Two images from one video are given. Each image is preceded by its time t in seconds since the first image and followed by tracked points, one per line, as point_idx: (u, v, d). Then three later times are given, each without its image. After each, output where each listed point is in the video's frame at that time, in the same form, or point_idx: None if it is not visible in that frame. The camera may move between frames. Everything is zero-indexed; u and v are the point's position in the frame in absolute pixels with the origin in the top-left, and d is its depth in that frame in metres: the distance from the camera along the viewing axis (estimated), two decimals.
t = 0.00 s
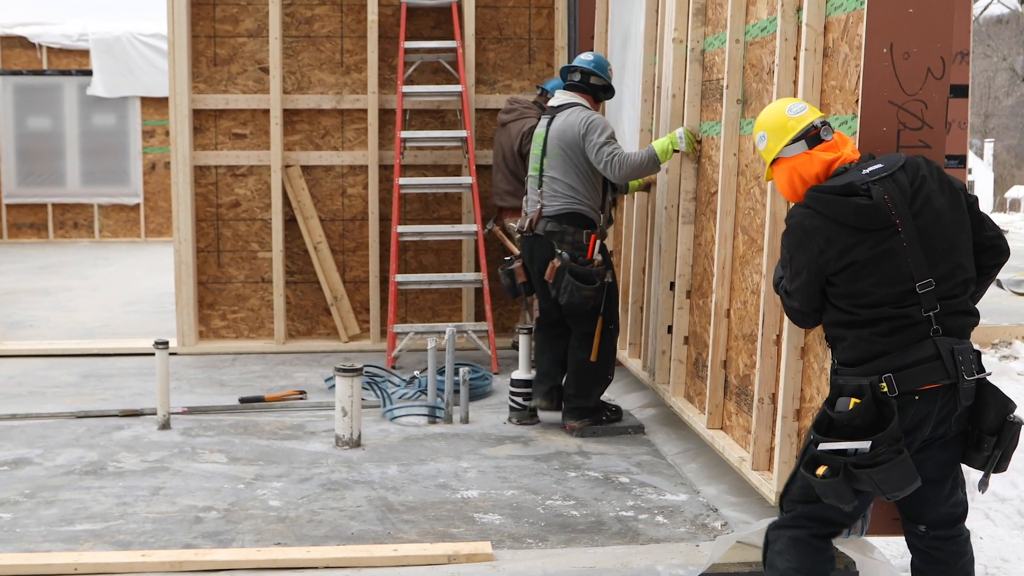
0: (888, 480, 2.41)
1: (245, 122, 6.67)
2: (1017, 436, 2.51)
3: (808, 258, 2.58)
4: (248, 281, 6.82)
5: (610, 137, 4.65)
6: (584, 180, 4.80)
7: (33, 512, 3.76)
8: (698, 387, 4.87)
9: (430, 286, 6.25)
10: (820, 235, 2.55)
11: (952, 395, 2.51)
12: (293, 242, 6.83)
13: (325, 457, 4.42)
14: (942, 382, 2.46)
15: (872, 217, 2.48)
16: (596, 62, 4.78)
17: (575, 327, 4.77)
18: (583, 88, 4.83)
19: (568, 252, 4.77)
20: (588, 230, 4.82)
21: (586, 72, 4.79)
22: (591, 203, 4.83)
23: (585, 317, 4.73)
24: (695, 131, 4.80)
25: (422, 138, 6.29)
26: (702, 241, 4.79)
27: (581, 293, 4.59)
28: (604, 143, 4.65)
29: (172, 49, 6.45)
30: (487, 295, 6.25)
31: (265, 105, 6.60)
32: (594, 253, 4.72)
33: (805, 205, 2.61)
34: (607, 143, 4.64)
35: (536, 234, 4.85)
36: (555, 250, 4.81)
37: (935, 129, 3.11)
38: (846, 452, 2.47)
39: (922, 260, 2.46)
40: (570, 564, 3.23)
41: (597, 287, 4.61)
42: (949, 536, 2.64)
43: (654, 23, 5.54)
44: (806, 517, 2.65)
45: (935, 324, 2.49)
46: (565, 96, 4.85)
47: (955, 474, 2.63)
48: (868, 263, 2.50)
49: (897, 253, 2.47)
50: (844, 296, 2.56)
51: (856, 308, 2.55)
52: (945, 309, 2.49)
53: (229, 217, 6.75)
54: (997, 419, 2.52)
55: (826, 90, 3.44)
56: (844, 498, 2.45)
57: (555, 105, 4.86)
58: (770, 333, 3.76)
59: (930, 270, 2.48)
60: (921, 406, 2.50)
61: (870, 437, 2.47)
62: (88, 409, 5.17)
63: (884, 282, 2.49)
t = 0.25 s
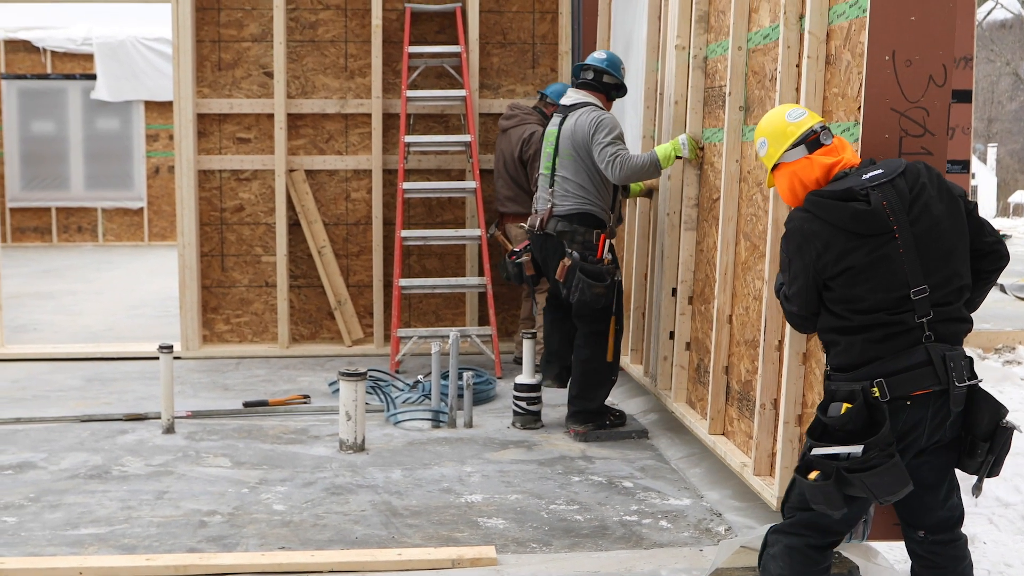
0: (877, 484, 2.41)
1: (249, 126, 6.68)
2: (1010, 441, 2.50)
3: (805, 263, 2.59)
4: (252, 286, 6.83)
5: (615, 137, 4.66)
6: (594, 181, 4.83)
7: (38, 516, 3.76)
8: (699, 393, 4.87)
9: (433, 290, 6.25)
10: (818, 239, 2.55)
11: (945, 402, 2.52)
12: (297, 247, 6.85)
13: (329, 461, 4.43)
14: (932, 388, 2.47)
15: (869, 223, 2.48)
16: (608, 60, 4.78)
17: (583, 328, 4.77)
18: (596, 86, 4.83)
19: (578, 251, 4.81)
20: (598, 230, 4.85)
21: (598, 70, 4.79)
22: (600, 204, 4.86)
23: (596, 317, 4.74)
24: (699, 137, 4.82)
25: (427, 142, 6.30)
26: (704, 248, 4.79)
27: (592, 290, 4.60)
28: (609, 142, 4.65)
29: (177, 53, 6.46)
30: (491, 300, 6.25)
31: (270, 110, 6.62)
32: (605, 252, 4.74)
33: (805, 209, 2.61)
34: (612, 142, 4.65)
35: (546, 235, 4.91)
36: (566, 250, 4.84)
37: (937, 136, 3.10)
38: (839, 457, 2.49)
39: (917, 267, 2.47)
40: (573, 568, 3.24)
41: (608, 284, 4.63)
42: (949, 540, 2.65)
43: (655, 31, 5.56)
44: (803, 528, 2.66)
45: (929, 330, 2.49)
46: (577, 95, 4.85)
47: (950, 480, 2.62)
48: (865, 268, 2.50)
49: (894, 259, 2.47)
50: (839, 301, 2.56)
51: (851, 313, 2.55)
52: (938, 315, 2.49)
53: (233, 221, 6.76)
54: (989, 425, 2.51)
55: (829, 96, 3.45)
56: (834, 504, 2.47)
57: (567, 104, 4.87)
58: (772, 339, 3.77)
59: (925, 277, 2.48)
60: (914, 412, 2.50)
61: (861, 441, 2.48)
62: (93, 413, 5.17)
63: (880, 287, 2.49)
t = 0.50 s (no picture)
0: (863, 488, 2.46)
1: (253, 130, 6.69)
2: (1002, 445, 2.52)
3: (793, 270, 2.62)
4: (255, 290, 6.84)
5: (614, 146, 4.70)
6: (591, 190, 4.91)
7: (41, 520, 3.77)
8: (699, 398, 4.87)
9: (436, 294, 6.26)
10: (806, 246, 2.58)
11: (935, 406, 2.53)
12: (300, 251, 6.85)
13: (333, 465, 4.43)
14: (922, 392, 2.49)
15: (855, 229, 2.50)
16: (615, 70, 4.81)
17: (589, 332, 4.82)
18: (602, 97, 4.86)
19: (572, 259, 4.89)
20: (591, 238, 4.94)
21: (605, 82, 4.82)
22: (596, 213, 4.95)
23: (597, 322, 4.78)
24: (699, 143, 4.81)
25: (429, 146, 6.30)
26: (704, 253, 4.79)
27: (574, 301, 4.59)
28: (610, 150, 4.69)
29: (179, 57, 6.47)
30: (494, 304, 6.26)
31: (273, 114, 6.63)
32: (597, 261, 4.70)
33: (792, 217, 2.64)
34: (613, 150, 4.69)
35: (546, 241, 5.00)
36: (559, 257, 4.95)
37: (935, 141, 3.11)
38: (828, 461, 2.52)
39: (904, 271, 2.49)
40: (576, 572, 3.24)
41: (591, 296, 4.59)
42: (948, 544, 2.65)
43: (656, 37, 5.56)
44: (797, 529, 2.68)
45: (916, 334, 2.52)
46: (583, 105, 4.89)
47: (947, 482, 2.63)
48: (851, 273, 2.52)
49: (880, 264, 2.50)
50: (828, 306, 2.59)
51: (839, 319, 2.59)
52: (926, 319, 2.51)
53: (237, 226, 6.77)
54: (981, 427, 2.53)
55: (828, 103, 3.45)
56: (821, 507, 2.53)
57: (573, 113, 4.92)
58: (771, 344, 3.77)
59: (913, 281, 2.50)
60: (903, 415, 2.53)
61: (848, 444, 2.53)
62: (96, 417, 5.18)
63: (867, 292, 2.52)
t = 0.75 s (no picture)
0: (857, 491, 2.46)
1: (254, 133, 6.69)
2: (996, 444, 2.51)
3: (780, 281, 2.64)
4: (256, 292, 6.84)
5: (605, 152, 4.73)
6: (574, 202, 4.94)
7: (42, 522, 3.77)
8: (699, 401, 4.87)
9: (438, 296, 6.26)
10: (790, 257, 2.60)
11: (927, 407, 2.54)
12: (301, 253, 6.86)
13: (334, 467, 4.43)
14: (913, 394, 2.50)
15: (836, 236, 2.52)
16: (611, 91, 4.86)
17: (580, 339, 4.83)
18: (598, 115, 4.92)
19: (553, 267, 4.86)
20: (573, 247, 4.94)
21: (602, 102, 4.88)
22: (579, 224, 4.97)
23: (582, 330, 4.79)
24: (698, 147, 4.81)
25: (430, 149, 6.31)
26: (705, 257, 4.79)
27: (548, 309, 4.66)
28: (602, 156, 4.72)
29: (181, 60, 6.48)
30: (495, 306, 6.26)
31: (274, 117, 6.64)
32: (577, 269, 4.73)
33: (776, 229, 2.66)
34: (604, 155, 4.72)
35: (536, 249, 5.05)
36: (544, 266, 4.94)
37: (934, 145, 3.13)
38: (820, 466, 2.53)
39: (890, 274, 2.50)
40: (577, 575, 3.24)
41: (567, 303, 4.67)
42: (946, 546, 2.65)
43: (655, 42, 5.56)
44: (795, 529, 2.68)
45: (906, 337, 2.53)
46: (578, 122, 4.95)
47: (944, 484, 2.62)
48: (836, 279, 2.54)
49: (864, 268, 2.51)
50: (817, 313, 2.60)
51: (828, 326, 2.59)
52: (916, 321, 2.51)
53: (238, 228, 6.78)
54: (975, 429, 2.52)
55: (827, 108, 3.45)
56: (815, 510, 2.53)
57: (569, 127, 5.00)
58: (771, 347, 3.77)
59: (900, 283, 2.51)
60: (896, 418, 2.53)
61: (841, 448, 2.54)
62: (97, 419, 5.18)
63: (853, 297, 2.53)
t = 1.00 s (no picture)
0: (854, 493, 2.47)
1: (254, 134, 6.69)
2: (993, 445, 2.51)
3: (770, 283, 2.65)
4: (257, 293, 6.84)
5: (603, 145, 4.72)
6: (570, 194, 4.92)
7: (43, 523, 3.77)
8: (700, 404, 4.87)
9: (438, 298, 6.25)
10: (779, 261, 2.62)
11: (924, 406, 2.53)
12: (302, 254, 6.85)
13: (335, 468, 4.43)
14: (909, 393, 2.49)
15: (825, 238, 2.54)
16: (608, 89, 4.88)
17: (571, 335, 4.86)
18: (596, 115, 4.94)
19: (546, 259, 4.85)
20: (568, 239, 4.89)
21: (598, 100, 4.91)
22: (575, 216, 4.94)
23: (573, 325, 4.81)
24: (698, 151, 4.81)
25: (431, 150, 6.30)
26: (704, 260, 4.78)
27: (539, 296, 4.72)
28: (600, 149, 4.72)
29: (182, 61, 6.48)
30: (495, 307, 6.25)
31: (275, 118, 6.64)
32: (570, 260, 4.77)
33: (766, 233, 2.68)
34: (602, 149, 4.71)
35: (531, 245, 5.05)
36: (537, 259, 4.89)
37: (935, 151, 3.10)
38: (818, 469, 2.54)
39: (880, 275, 2.51)
40: None
41: (559, 292, 4.71)
42: (944, 547, 2.64)
43: (655, 44, 5.57)
44: (794, 528, 2.68)
45: (901, 337, 2.52)
46: (575, 120, 4.96)
47: (942, 485, 2.61)
48: (827, 281, 2.55)
49: (855, 269, 2.52)
50: (809, 316, 2.61)
51: (820, 327, 2.60)
52: (909, 321, 2.52)
53: (238, 229, 6.77)
54: (971, 428, 2.51)
55: (828, 112, 3.45)
56: (817, 513, 2.53)
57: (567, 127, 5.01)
58: (771, 350, 3.76)
59: (891, 284, 2.52)
60: (893, 418, 2.52)
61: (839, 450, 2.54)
62: (98, 420, 5.17)
63: (845, 298, 2.54)
